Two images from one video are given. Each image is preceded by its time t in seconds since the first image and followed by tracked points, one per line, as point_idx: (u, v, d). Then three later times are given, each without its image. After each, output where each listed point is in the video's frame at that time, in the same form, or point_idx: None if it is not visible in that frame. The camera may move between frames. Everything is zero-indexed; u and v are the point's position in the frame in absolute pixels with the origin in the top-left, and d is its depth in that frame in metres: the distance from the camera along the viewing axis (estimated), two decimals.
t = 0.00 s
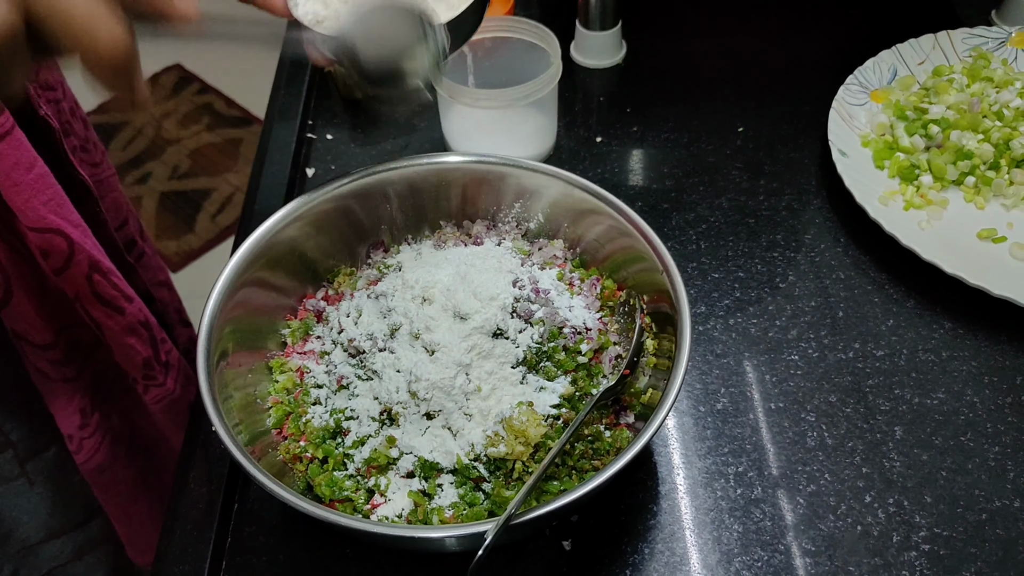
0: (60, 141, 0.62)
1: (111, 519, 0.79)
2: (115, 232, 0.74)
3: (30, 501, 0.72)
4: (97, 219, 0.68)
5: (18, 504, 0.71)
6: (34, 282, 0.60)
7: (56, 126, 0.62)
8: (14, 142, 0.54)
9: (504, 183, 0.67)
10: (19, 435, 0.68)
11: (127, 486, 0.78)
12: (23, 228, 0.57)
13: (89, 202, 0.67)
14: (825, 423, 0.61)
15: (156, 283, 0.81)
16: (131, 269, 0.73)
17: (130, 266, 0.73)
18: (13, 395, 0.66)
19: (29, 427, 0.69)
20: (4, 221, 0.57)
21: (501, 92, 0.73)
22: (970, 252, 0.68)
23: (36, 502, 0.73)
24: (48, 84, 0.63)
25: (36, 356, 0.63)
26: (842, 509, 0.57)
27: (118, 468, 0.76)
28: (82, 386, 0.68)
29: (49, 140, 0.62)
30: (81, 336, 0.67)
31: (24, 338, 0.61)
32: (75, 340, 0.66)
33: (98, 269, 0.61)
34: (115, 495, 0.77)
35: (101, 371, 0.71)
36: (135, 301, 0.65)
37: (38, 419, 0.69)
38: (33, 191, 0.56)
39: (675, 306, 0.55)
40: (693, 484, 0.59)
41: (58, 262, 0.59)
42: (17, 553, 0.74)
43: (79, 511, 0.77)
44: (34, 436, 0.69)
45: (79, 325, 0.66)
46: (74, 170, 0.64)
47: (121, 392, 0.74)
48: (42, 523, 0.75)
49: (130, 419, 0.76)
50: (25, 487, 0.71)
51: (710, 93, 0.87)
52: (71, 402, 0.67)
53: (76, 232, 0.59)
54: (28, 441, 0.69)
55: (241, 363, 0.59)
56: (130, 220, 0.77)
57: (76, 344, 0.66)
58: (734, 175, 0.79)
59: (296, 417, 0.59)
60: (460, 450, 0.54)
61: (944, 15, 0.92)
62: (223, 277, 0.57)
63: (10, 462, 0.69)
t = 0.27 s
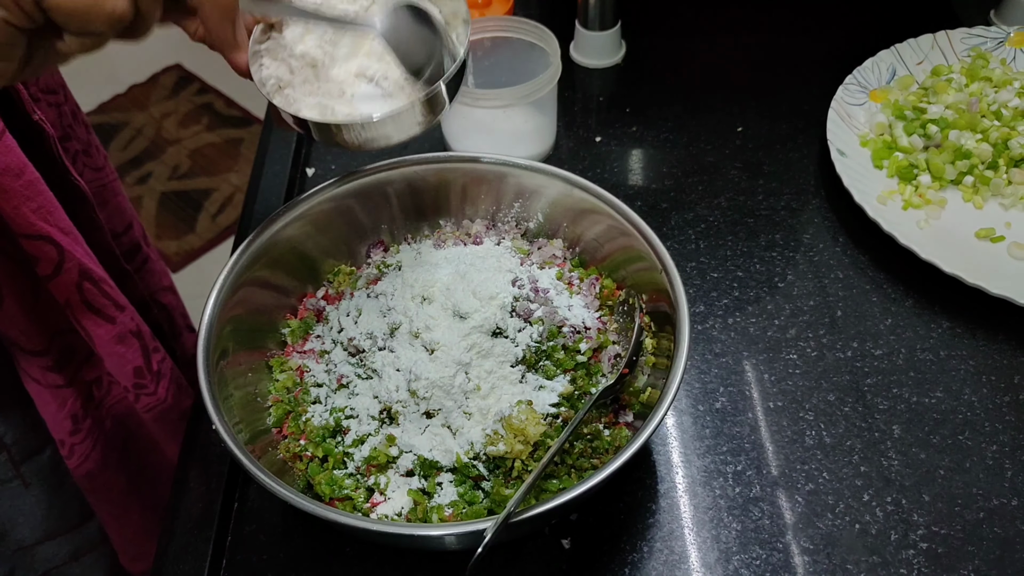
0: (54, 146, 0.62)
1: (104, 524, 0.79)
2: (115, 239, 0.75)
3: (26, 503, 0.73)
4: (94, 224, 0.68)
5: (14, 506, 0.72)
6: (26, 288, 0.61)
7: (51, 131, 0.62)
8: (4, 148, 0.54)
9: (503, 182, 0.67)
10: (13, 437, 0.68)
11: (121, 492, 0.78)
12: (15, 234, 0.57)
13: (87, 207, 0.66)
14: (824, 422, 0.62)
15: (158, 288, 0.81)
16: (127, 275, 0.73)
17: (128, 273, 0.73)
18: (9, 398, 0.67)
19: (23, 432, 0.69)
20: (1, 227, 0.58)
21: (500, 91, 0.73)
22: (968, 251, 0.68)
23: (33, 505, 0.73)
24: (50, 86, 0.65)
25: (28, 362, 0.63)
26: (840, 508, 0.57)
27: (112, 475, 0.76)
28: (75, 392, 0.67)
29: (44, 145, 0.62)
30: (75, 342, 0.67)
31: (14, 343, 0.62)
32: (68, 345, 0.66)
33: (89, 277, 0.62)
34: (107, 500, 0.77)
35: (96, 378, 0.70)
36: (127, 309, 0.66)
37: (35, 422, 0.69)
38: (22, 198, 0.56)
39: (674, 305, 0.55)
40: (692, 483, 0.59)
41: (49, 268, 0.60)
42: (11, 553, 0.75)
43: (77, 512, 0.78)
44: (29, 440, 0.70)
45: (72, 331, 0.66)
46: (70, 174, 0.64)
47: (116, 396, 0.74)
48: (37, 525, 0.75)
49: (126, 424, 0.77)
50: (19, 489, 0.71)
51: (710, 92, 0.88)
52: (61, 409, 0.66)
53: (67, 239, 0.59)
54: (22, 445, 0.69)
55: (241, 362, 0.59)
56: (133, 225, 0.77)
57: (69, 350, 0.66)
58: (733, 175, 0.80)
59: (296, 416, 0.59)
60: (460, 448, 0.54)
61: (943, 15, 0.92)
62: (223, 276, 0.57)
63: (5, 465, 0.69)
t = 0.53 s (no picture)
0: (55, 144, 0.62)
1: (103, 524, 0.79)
2: (121, 240, 0.76)
3: (25, 499, 0.73)
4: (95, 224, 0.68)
5: (14, 502, 0.73)
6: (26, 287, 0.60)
7: (51, 130, 0.62)
8: (4, 147, 0.54)
9: (503, 182, 0.67)
10: (13, 434, 0.69)
11: (119, 493, 0.78)
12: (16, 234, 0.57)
13: (87, 206, 0.67)
14: (824, 421, 0.62)
15: (161, 289, 0.81)
16: (130, 275, 0.73)
17: (130, 273, 0.73)
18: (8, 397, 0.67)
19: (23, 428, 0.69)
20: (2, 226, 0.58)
21: (500, 91, 0.73)
22: (968, 251, 0.68)
23: (32, 501, 0.74)
24: (54, 87, 0.65)
25: (28, 361, 0.63)
26: (839, 508, 0.57)
27: (110, 475, 0.75)
28: (75, 391, 0.68)
29: (43, 144, 0.62)
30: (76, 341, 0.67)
31: (14, 342, 0.61)
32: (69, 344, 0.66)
33: (89, 276, 0.62)
34: (106, 500, 0.76)
35: (96, 376, 0.70)
36: (128, 307, 0.66)
37: (34, 418, 0.70)
38: (22, 197, 0.56)
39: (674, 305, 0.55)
40: (692, 482, 0.59)
41: (50, 267, 0.59)
42: (10, 552, 0.75)
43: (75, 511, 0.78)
44: (29, 435, 0.70)
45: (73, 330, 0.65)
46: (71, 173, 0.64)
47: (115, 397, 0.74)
48: (37, 521, 0.75)
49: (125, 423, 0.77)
50: (19, 485, 0.72)
51: (709, 92, 0.88)
52: (62, 407, 0.66)
53: (67, 239, 0.59)
54: (24, 440, 0.70)
55: (241, 361, 0.59)
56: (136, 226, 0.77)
57: (70, 349, 0.66)
58: (733, 174, 0.80)
59: (296, 416, 0.59)
60: (460, 448, 0.54)
61: (942, 15, 0.92)
62: (223, 277, 0.57)
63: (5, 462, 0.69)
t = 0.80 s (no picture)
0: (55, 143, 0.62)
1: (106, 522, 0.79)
2: (119, 240, 0.75)
3: (24, 499, 0.72)
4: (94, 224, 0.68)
5: (13, 502, 0.71)
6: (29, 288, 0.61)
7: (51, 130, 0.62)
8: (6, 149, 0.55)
9: (504, 182, 0.67)
10: (13, 433, 0.68)
11: (122, 491, 0.78)
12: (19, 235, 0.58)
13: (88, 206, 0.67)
14: (824, 420, 0.62)
15: (160, 288, 0.81)
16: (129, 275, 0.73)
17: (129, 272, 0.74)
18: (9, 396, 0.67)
19: (23, 427, 0.69)
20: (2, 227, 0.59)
21: (501, 91, 0.74)
22: (968, 251, 0.68)
23: (31, 500, 0.73)
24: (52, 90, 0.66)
25: (31, 361, 0.63)
26: (840, 507, 0.57)
27: (113, 473, 0.75)
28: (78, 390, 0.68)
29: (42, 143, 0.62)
30: (77, 341, 0.67)
31: (18, 342, 0.61)
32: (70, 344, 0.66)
33: (92, 275, 0.63)
34: (109, 498, 0.76)
35: (97, 375, 0.71)
36: (129, 306, 0.67)
37: (35, 417, 0.69)
38: (25, 197, 0.56)
39: (675, 304, 0.55)
40: (693, 481, 0.59)
41: (52, 267, 0.60)
42: (9, 552, 0.74)
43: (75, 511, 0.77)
44: (29, 435, 0.70)
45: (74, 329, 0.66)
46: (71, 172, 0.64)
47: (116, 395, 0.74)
48: (35, 521, 0.74)
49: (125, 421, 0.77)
50: (19, 485, 0.71)
51: (709, 92, 0.88)
52: (66, 407, 0.66)
53: (69, 238, 0.60)
54: (23, 440, 0.69)
55: (242, 361, 0.59)
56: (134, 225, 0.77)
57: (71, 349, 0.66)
58: (733, 174, 0.80)
59: (297, 415, 0.59)
60: (461, 447, 0.54)
61: (941, 15, 0.92)
62: (225, 276, 0.57)
63: (4, 461, 0.69)
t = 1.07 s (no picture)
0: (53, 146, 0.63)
1: (102, 521, 0.79)
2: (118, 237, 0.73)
3: (24, 500, 0.71)
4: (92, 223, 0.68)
5: (10, 503, 0.70)
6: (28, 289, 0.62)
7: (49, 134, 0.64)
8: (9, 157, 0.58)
9: (504, 181, 0.67)
10: (13, 434, 0.67)
11: (118, 490, 0.78)
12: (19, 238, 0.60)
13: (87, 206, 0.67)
14: (824, 420, 0.62)
15: (160, 287, 0.81)
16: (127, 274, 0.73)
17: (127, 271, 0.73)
18: (8, 397, 0.66)
19: (23, 427, 0.68)
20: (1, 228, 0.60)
21: (500, 90, 0.73)
22: (969, 251, 0.68)
23: (30, 501, 0.71)
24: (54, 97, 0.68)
25: (28, 361, 0.63)
26: (841, 506, 0.57)
27: (109, 472, 0.76)
28: (75, 390, 0.68)
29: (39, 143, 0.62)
30: (76, 341, 0.67)
31: (15, 341, 0.61)
32: (68, 343, 0.66)
33: (91, 278, 0.65)
34: (105, 497, 0.77)
35: (96, 374, 0.71)
36: (127, 308, 0.70)
37: (35, 417, 0.69)
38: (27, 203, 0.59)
39: (675, 303, 0.55)
40: (693, 481, 0.59)
41: (53, 270, 0.62)
42: (9, 553, 0.72)
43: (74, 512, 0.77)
44: (28, 435, 0.69)
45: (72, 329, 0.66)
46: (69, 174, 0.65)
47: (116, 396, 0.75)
48: (34, 522, 0.72)
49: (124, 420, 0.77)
50: (17, 486, 0.69)
51: (710, 92, 0.88)
52: (63, 406, 0.66)
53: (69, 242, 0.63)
54: (23, 440, 0.68)
55: (242, 360, 0.59)
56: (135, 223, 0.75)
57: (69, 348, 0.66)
58: (733, 174, 0.80)
59: (297, 415, 0.59)
60: (461, 447, 0.54)
61: (941, 15, 0.92)
62: (225, 277, 0.57)
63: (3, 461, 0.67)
